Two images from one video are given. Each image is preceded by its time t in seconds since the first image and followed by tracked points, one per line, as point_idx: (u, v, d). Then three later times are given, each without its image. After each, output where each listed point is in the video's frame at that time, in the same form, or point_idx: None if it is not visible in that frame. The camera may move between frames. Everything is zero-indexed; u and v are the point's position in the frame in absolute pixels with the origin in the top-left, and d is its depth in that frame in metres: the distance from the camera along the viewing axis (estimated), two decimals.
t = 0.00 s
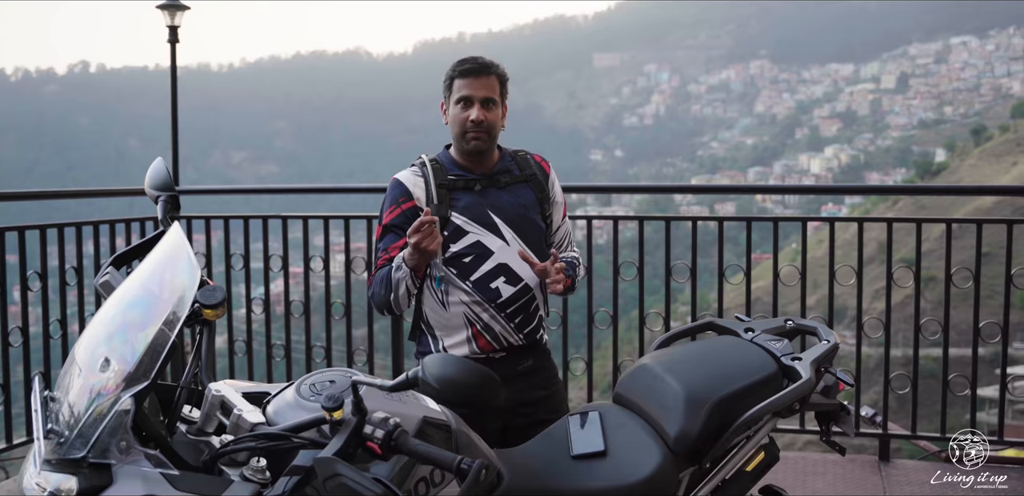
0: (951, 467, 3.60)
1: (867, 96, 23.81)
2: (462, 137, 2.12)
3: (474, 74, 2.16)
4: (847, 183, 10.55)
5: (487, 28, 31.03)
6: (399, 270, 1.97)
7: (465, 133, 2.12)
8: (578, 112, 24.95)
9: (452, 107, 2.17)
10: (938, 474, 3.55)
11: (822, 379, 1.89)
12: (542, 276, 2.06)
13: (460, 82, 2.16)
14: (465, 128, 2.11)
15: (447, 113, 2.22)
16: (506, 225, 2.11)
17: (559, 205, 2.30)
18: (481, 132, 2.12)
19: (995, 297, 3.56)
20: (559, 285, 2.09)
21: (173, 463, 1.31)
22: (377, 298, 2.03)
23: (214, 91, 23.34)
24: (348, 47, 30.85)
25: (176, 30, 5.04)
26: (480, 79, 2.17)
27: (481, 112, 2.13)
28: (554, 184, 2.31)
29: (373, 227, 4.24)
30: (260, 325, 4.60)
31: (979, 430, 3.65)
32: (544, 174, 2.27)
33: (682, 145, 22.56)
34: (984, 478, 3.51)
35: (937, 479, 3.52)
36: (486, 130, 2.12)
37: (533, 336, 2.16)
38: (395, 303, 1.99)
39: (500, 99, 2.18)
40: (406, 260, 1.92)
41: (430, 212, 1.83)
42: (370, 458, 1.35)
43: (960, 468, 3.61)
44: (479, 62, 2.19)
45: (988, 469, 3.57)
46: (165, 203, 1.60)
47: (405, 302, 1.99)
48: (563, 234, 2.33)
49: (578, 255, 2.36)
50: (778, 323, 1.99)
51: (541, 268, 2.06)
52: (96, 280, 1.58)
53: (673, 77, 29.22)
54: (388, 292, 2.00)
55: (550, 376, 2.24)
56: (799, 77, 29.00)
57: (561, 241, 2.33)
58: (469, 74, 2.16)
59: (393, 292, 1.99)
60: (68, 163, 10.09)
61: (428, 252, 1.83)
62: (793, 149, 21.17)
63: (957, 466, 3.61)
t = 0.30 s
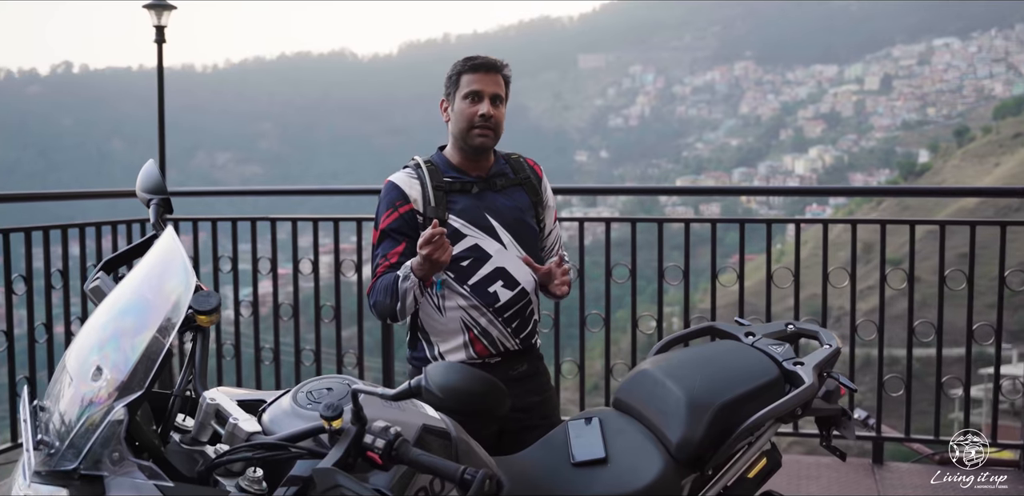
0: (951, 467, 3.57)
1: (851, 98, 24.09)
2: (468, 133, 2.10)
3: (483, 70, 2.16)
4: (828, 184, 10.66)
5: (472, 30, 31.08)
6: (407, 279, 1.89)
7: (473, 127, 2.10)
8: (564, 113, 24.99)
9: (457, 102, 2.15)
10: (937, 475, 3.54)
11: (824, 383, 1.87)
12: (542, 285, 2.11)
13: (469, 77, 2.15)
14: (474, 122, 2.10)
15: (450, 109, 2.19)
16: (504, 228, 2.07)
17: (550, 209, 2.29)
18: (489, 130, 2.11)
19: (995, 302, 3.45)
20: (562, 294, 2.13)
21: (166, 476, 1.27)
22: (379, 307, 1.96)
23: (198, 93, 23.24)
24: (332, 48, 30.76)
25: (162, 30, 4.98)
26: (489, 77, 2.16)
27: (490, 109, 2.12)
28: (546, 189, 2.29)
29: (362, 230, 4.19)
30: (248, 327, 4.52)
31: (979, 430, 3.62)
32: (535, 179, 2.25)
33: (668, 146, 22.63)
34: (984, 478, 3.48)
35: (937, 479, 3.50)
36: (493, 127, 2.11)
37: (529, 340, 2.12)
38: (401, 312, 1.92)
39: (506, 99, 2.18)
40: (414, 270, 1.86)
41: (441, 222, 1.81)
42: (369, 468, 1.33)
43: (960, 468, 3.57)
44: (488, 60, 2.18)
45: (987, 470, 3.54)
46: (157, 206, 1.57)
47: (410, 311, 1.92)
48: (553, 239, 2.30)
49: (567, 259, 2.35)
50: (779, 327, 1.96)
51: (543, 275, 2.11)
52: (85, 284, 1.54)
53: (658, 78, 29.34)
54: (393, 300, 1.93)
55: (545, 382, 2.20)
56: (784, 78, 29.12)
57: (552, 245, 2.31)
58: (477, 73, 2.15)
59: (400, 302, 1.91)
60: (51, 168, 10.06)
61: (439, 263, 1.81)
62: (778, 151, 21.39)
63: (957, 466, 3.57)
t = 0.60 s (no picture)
0: (950, 466, 3.56)
1: (832, 100, 24.25)
2: (463, 134, 2.07)
3: (477, 72, 2.13)
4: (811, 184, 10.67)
5: (455, 31, 31.02)
6: (391, 285, 1.85)
7: (468, 129, 2.07)
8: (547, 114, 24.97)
9: (449, 104, 2.12)
10: (936, 474, 3.52)
11: (827, 390, 1.84)
12: (579, 253, 2.20)
13: (462, 78, 2.12)
14: (469, 122, 2.07)
15: (442, 109, 2.16)
16: (496, 230, 2.03)
17: (548, 209, 2.27)
18: (482, 132, 2.08)
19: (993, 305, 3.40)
20: (595, 258, 2.21)
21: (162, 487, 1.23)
22: (363, 313, 1.92)
23: (179, 93, 23.08)
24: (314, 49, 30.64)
25: (149, 30, 4.93)
26: (481, 78, 2.13)
27: (483, 110, 2.09)
28: (540, 189, 2.26)
29: (350, 233, 4.11)
30: (236, 330, 4.46)
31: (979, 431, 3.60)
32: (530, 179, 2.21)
33: (651, 147, 22.65)
34: (984, 478, 3.49)
35: (937, 478, 3.49)
36: (488, 129, 2.08)
37: (522, 344, 2.07)
38: (385, 317, 1.88)
39: (499, 99, 2.15)
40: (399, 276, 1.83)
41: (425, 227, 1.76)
42: (369, 476, 1.29)
43: (959, 467, 3.57)
44: (479, 60, 2.15)
45: (986, 469, 3.55)
46: (152, 209, 1.54)
47: (396, 316, 1.88)
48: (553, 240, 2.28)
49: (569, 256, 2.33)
50: (779, 332, 1.93)
51: (579, 243, 2.21)
52: (76, 289, 1.49)
53: (641, 79, 29.37)
54: (377, 306, 1.89)
55: (541, 386, 2.16)
56: (766, 80, 29.20)
57: (550, 247, 2.28)
58: (469, 73, 2.12)
59: (384, 306, 1.88)
60: (27, 166, 9.92)
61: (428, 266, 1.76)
62: (760, 152, 21.45)
63: (956, 466, 3.57)
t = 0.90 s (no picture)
0: (949, 465, 3.56)
1: (812, 101, 24.37)
2: (455, 136, 2.04)
3: (468, 74, 2.09)
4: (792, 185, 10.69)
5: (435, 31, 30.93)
6: (378, 290, 1.81)
7: (460, 131, 2.04)
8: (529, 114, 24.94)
9: (439, 107, 2.09)
10: (937, 474, 3.51)
11: (829, 396, 1.83)
12: (603, 207, 2.14)
13: (452, 80, 2.08)
14: (461, 126, 2.04)
15: (432, 112, 2.12)
16: (490, 233, 1.99)
17: (550, 204, 2.24)
18: (474, 135, 2.05)
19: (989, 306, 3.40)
20: (617, 205, 2.15)
21: None
22: (351, 319, 1.88)
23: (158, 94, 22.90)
24: (291, 49, 30.32)
25: (132, 30, 4.87)
26: (472, 79, 2.09)
27: (475, 113, 2.06)
28: (539, 187, 2.22)
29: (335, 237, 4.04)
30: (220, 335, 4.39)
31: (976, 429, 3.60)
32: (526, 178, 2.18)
33: (632, 147, 22.66)
34: (984, 478, 3.49)
35: (937, 478, 3.49)
36: (480, 132, 2.05)
37: (519, 351, 2.03)
38: (374, 325, 1.84)
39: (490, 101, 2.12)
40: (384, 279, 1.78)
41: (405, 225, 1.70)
42: (372, 492, 1.26)
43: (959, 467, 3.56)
44: (469, 62, 2.11)
45: (987, 469, 3.54)
46: (147, 216, 1.50)
47: (384, 322, 1.84)
48: (561, 234, 2.24)
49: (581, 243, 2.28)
50: (780, 339, 1.92)
51: (601, 197, 2.15)
52: (68, 299, 1.46)
53: (622, 80, 29.40)
54: (365, 312, 1.85)
55: (539, 393, 2.12)
56: (746, 81, 29.28)
57: (559, 242, 2.24)
58: (460, 75, 2.08)
59: (372, 311, 1.84)
60: None
61: (413, 265, 1.70)
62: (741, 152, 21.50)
63: (955, 465, 3.56)
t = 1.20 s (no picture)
0: (949, 466, 3.56)
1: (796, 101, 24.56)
2: (452, 139, 2.01)
3: (466, 73, 2.05)
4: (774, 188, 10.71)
5: (417, 32, 30.85)
6: (382, 299, 1.79)
7: (458, 132, 2.01)
8: (514, 115, 24.87)
9: (438, 108, 2.06)
10: (937, 474, 3.51)
11: (836, 400, 1.82)
12: (606, 213, 2.13)
13: (447, 81, 2.05)
14: (458, 126, 2.00)
15: (432, 114, 2.09)
16: (493, 237, 1.97)
17: (555, 205, 2.22)
18: (468, 136, 2.01)
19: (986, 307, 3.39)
20: (621, 214, 2.14)
21: None
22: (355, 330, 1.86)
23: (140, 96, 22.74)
24: (274, 50, 30.21)
25: (120, 30, 4.81)
26: (468, 79, 2.05)
27: (471, 112, 2.02)
28: (542, 187, 2.19)
29: (326, 238, 4.00)
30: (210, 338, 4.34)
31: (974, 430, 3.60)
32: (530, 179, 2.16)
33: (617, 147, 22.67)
34: (984, 478, 3.49)
35: (937, 478, 3.48)
36: (478, 133, 2.02)
37: (524, 355, 2.00)
38: (378, 333, 1.81)
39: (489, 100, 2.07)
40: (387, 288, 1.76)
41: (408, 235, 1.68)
42: None
43: (959, 467, 3.56)
44: (468, 63, 2.07)
45: (987, 469, 3.54)
46: (147, 220, 1.48)
47: (389, 330, 1.82)
48: (565, 236, 2.22)
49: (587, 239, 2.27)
50: (787, 342, 1.91)
51: (605, 202, 2.14)
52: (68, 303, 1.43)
53: (606, 81, 29.39)
54: (370, 320, 1.83)
55: (541, 398, 2.10)
56: (730, 82, 29.34)
57: (565, 243, 2.22)
58: (455, 75, 2.05)
59: (376, 320, 1.81)
60: None
61: (417, 274, 1.67)
62: (725, 152, 21.59)
63: (956, 465, 3.56)
